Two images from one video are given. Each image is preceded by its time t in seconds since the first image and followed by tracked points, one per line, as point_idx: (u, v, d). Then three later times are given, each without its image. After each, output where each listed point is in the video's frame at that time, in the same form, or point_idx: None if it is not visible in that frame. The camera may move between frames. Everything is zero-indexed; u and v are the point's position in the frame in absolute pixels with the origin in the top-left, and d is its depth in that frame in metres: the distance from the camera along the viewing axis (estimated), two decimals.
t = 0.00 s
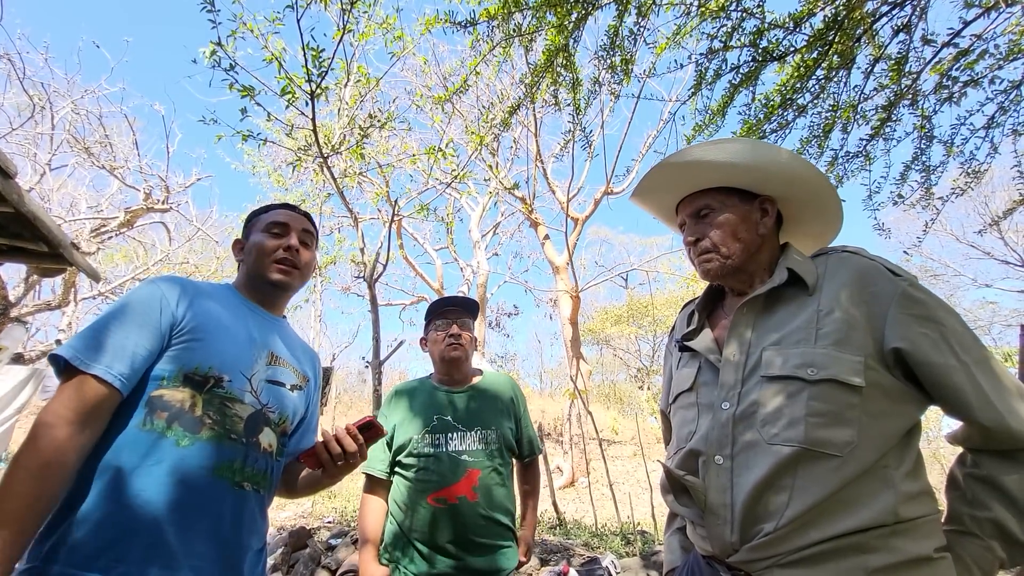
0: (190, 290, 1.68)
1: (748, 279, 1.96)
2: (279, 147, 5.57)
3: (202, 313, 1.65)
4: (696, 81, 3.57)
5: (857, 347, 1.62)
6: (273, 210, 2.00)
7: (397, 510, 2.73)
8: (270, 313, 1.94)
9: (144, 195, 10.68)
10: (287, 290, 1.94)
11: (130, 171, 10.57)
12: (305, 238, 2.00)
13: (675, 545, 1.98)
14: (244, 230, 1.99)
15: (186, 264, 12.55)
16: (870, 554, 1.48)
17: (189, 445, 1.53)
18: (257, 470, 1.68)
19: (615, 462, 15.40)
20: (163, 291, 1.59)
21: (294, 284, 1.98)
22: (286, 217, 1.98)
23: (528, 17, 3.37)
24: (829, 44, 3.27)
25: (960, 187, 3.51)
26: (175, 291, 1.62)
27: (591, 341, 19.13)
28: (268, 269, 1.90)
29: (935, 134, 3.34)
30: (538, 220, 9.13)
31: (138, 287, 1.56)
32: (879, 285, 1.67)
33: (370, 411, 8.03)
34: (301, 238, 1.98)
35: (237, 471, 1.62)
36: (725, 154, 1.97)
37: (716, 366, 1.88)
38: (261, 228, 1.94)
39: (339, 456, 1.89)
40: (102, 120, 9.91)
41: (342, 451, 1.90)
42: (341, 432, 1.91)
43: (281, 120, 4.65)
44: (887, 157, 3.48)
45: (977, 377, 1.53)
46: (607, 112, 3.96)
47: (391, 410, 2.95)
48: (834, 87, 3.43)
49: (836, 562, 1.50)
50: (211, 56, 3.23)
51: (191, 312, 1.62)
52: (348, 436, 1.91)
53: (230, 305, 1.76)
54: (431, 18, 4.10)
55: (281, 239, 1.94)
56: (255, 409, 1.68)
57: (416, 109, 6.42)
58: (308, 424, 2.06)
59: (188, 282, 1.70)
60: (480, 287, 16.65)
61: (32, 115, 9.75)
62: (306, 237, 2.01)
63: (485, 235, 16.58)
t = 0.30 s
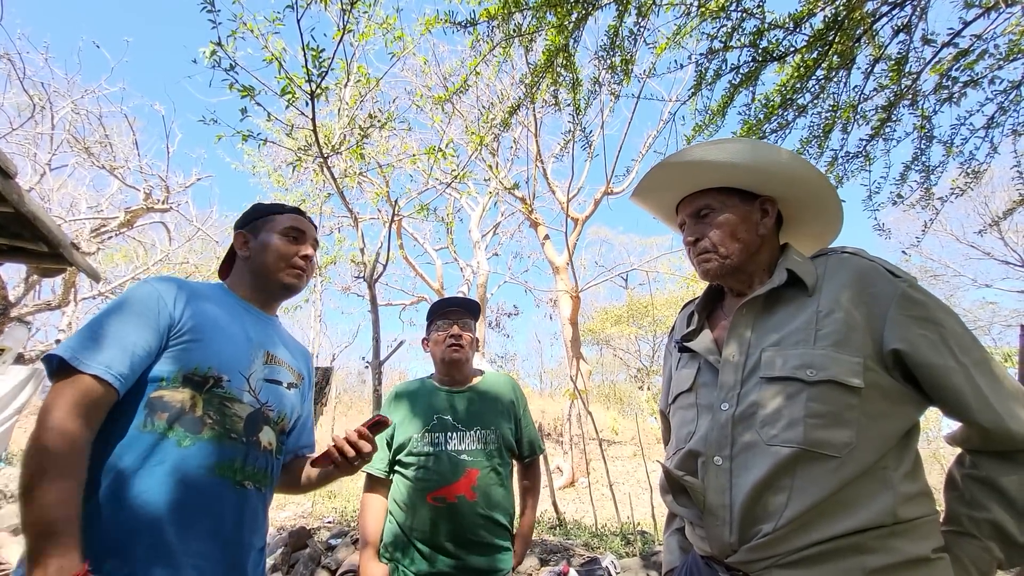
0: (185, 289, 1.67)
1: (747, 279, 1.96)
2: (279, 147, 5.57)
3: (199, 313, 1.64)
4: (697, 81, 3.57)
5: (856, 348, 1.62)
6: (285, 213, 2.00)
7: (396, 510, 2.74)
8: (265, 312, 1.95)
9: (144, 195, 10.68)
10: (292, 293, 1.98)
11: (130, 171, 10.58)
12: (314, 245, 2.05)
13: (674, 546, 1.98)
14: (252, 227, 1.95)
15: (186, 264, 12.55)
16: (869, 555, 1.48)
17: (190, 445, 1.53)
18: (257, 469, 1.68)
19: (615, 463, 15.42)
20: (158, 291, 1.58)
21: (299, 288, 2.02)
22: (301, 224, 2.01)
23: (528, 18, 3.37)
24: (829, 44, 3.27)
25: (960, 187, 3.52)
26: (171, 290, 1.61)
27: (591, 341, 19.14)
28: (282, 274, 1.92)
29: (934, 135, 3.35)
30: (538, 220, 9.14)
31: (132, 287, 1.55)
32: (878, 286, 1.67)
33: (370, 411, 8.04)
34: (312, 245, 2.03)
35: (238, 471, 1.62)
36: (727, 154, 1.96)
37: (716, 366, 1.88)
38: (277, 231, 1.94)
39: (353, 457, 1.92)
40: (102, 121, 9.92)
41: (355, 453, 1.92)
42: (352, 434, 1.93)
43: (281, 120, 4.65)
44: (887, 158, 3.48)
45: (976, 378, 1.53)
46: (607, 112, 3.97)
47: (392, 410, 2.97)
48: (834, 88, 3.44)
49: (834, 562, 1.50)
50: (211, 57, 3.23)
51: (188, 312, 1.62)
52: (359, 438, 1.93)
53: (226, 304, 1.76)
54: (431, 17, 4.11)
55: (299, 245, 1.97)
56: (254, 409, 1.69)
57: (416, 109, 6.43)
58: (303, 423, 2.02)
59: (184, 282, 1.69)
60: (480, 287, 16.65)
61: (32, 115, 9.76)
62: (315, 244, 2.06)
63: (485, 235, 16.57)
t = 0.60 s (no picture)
0: (186, 289, 1.66)
1: (746, 280, 1.96)
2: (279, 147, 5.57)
3: (202, 313, 1.64)
4: (696, 81, 3.57)
5: (855, 349, 1.62)
6: (286, 213, 2.01)
7: (393, 511, 2.74)
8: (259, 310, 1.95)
9: (144, 195, 10.68)
10: (289, 292, 2.01)
11: (130, 171, 10.58)
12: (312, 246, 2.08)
13: (673, 546, 1.97)
14: (255, 224, 1.94)
15: (186, 264, 12.55)
16: (868, 555, 1.48)
17: (199, 446, 1.54)
18: (261, 469, 1.71)
19: (614, 462, 15.44)
20: (161, 292, 1.56)
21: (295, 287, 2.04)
22: (303, 225, 2.03)
23: (528, 17, 3.37)
24: (829, 45, 3.27)
25: (959, 188, 3.52)
26: (173, 291, 1.60)
27: (591, 341, 19.15)
28: (284, 274, 1.94)
29: (934, 136, 3.35)
30: (538, 220, 9.14)
31: (134, 288, 1.53)
32: (877, 287, 1.67)
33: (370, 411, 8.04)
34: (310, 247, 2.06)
35: (244, 471, 1.64)
36: (727, 155, 1.96)
37: (715, 367, 1.88)
38: (282, 231, 1.95)
39: (352, 452, 1.93)
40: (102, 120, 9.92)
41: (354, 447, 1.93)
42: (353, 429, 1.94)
43: (281, 120, 4.65)
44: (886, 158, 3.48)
45: (973, 378, 1.54)
46: (606, 112, 3.96)
47: (390, 410, 2.97)
48: (833, 88, 3.45)
49: (834, 562, 1.50)
50: (211, 56, 3.24)
51: (192, 313, 1.61)
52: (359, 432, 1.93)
53: (225, 304, 1.75)
54: (431, 17, 4.11)
55: (301, 247, 1.99)
56: (256, 409, 1.69)
57: (416, 109, 6.43)
58: (292, 423, 2.03)
59: (183, 283, 1.67)
60: (480, 287, 16.64)
61: (32, 114, 9.76)
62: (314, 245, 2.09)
63: (485, 235, 16.57)
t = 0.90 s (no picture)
0: (185, 288, 1.65)
1: (745, 280, 1.97)
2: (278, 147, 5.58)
3: (203, 313, 1.63)
4: (696, 82, 3.57)
5: (853, 349, 1.62)
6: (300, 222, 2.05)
7: (389, 513, 2.74)
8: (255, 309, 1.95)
9: (143, 195, 10.67)
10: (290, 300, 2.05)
11: (129, 171, 10.57)
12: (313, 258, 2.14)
13: (671, 547, 1.98)
14: (275, 229, 1.95)
15: (186, 264, 12.55)
16: (867, 555, 1.48)
17: (208, 448, 1.54)
18: (263, 469, 1.73)
19: (614, 462, 15.46)
20: (162, 291, 1.55)
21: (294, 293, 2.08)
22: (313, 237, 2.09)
23: (527, 18, 3.37)
24: (828, 45, 3.27)
25: (959, 188, 3.52)
26: (173, 290, 1.59)
27: (591, 341, 19.16)
28: (296, 284, 1.99)
29: (933, 136, 3.35)
30: (538, 221, 9.15)
31: (134, 286, 1.51)
32: (876, 287, 1.67)
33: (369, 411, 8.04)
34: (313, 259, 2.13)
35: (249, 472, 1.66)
36: (729, 155, 1.96)
37: (714, 367, 1.88)
38: (299, 241, 1.99)
39: (354, 449, 1.96)
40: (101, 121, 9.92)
41: (357, 443, 1.97)
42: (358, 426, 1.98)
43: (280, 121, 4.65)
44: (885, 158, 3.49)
45: (972, 379, 1.54)
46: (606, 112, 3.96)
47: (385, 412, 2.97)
48: (832, 89, 3.45)
49: (833, 563, 1.50)
50: (211, 57, 3.23)
51: (193, 312, 1.61)
52: (363, 429, 1.97)
53: (223, 304, 1.75)
54: (431, 18, 4.11)
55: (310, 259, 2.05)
56: (257, 410, 1.70)
57: (416, 109, 6.43)
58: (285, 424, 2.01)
59: (182, 281, 1.66)
60: (480, 288, 16.63)
61: (31, 114, 9.76)
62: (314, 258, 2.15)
63: (484, 236, 16.56)
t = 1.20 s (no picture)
0: (188, 285, 1.64)
1: (745, 280, 1.97)
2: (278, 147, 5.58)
3: (207, 310, 1.63)
4: (696, 82, 3.57)
5: (853, 349, 1.62)
6: (291, 215, 2.04)
7: (380, 514, 2.74)
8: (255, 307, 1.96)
9: (143, 195, 10.68)
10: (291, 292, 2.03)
11: (129, 171, 10.58)
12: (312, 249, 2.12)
13: (671, 547, 1.97)
14: (261, 224, 1.95)
15: (186, 264, 12.55)
16: (868, 555, 1.48)
17: (211, 446, 1.54)
18: (264, 468, 1.72)
19: (614, 462, 15.46)
20: (167, 286, 1.55)
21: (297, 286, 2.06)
22: (307, 229, 2.07)
23: (527, 18, 3.38)
24: (828, 45, 3.27)
25: (958, 188, 3.52)
26: (177, 286, 1.58)
27: (591, 341, 19.17)
28: (289, 274, 1.97)
29: (932, 136, 3.35)
30: (537, 220, 9.16)
31: (138, 281, 1.51)
32: (875, 288, 1.67)
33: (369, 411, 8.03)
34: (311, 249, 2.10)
35: (253, 470, 1.66)
36: (730, 153, 1.96)
37: (713, 367, 1.88)
38: (288, 232, 1.98)
39: (341, 442, 1.93)
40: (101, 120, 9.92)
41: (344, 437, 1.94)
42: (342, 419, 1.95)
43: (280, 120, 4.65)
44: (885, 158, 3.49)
45: (970, 379, 1.53)
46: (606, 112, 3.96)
47: (378, 413, 2.99)
48: (831, 89, 3.45)
49: (834, 562, 1.50)
50: (210, 56, 3.23)
51: (197, 309, 1.60)
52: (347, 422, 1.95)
53: (225, 301, 1.75)
54: (431, 18, 4.11)
55: (304, 249, 2.03)
56: (260, 409, 1.70)
57: (416, 109, 6.42)
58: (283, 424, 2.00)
59: (186, 278, 1.66)
60: (479, 288, 16.64)
61: (31, 114, 9.76)
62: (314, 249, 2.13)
63: (484, 236, 16.57)
